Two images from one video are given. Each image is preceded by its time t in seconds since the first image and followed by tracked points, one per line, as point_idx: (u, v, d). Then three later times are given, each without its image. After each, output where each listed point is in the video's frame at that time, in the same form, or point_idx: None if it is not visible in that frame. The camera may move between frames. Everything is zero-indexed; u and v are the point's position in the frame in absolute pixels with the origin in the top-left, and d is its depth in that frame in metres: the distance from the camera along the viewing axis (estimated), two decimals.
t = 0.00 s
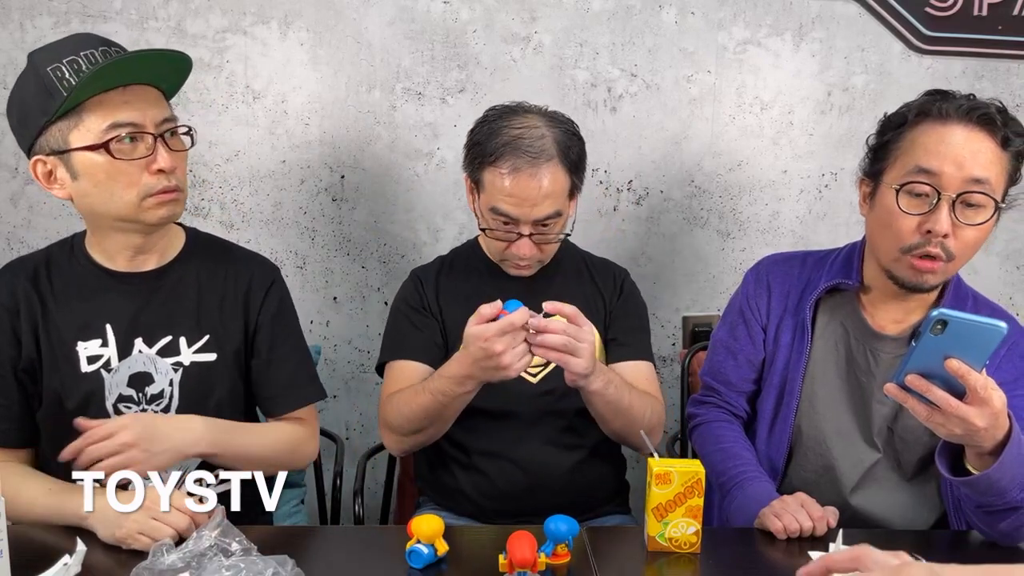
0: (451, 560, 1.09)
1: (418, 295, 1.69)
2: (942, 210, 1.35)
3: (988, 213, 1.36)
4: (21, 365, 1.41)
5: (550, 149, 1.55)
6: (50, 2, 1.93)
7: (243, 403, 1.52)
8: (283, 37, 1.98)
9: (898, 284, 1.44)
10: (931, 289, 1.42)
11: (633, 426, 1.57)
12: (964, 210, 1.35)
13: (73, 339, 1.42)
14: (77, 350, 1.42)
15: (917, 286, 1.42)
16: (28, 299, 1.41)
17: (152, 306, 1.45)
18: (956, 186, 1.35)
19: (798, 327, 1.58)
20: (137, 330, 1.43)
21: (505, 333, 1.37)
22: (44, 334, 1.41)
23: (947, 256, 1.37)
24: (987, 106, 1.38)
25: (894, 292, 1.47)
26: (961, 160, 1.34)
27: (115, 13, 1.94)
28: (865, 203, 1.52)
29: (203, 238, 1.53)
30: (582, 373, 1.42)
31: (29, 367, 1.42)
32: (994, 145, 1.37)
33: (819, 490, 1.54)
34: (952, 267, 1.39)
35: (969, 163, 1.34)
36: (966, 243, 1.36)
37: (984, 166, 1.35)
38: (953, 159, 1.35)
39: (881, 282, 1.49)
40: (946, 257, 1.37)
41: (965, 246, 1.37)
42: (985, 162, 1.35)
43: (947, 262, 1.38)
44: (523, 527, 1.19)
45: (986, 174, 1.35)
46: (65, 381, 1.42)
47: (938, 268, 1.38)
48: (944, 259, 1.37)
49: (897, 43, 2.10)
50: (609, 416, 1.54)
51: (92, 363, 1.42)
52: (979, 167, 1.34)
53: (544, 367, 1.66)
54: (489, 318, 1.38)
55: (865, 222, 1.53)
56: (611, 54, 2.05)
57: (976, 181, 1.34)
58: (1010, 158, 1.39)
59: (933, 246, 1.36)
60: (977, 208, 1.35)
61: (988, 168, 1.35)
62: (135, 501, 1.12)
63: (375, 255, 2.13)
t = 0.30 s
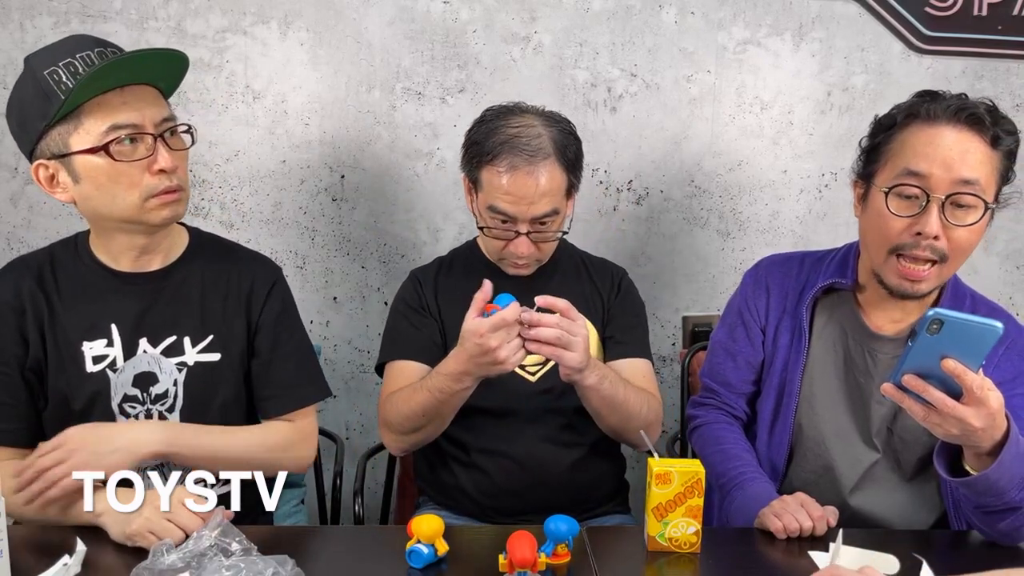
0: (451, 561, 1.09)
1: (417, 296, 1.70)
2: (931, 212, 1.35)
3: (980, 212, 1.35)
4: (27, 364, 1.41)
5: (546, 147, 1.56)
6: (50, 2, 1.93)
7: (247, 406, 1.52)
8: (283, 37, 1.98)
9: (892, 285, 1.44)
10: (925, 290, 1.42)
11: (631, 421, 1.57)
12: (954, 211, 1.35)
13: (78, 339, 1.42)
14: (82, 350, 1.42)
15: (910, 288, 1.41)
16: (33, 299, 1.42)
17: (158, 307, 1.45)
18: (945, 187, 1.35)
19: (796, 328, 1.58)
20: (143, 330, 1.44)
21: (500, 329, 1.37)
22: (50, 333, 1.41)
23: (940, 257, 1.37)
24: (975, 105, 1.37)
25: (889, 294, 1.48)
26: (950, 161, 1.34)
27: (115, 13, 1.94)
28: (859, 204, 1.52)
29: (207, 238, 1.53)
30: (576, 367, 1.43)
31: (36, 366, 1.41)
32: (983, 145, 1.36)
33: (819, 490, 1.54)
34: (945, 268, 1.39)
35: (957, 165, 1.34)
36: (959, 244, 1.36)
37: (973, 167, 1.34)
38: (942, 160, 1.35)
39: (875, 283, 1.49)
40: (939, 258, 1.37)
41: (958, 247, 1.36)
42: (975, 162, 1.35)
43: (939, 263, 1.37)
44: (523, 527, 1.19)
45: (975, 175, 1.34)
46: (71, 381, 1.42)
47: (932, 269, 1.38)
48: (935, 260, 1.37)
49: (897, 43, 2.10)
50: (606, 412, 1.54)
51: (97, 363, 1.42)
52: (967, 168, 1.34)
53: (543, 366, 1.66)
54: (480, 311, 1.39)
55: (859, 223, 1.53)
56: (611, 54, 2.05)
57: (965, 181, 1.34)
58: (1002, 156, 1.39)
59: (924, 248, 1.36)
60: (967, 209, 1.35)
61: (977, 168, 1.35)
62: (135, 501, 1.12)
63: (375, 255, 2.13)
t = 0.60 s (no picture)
0: (451, 561, 1.08)
1: (416, 296, 1.70)
2: (927, 211, 1.35)
3: (976, 210, 1.35)
4: (27, 362, 1.41)
5: (547, 147, 1.55)
6: (50, 2, 1.93)
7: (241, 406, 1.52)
8: (283, 37, 1.98)
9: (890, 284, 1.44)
10: (923, 288, 1.42)
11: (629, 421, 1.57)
12: (951, 208, 1.35)
13: (74, 338, 1.42)
14: (78, 350, 1.42)
15: (907, 286, 1.41)
16: (33, 297, 1.42)
17: (153, 306, 1.45)
18: (942, 185, 1.35)
19: (794, 329, 1.58)
20: (137, 330, 1.43)
21: (494, 336, 1.35)
22: (48, 331, 1.42)
23: (937, 255, 1.37)
24: (972, 104, 1.37)
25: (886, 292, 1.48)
26: (947, 159, 1.34)
27: (115, 13, 1.94)
28: (857, 203, 1.52)
29: (210, 239, 1.53)
30: (574, 359, 1.42)
31: (35, 364, 1.42)
32: (980, 143, 1.36)
33: (819, 490, 1.54)
34: (942, 266, 1.38)
35: (954, 162, 1.34)
36: (957, 241, 1.36)
37: (970, 164, 1.34)
38: (938, 158, 1.35)
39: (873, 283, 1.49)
40: (936, 256, 1.37)
41: (956, 244, 1.36)
42: (971, 159, 1.35)
43: (937, 261, 1.37)
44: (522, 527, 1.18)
45: (972, 172, 1.34)
46: (68, 380, 1.42)
47: (929, 267, 1.38)
48: (933, 258, 1.37)
49: (897, 43, 2.10)
50: (603, 407, 1.54)
51: (94, 363, 1.42)
52: (964, 165, 1.34)
53: (543, 366, 1.66)
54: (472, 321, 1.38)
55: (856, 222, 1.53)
56: (611, 54, 2.05)
57: (961, 179, 1.34)
58: (999, 154, 1.39)
59: (921, 246, 1.36)
60: (964, 207, 1.35)
61: (974, 166, 1.35)
62: (135, 501, 1.12)
63: (375, 255, 2.13)
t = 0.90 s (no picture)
0: (451, 561, 1.08)
1: (414, 296, 1.70)
2: (931, 209, 1.35)
3: (979, 209, 1.36)
4: (25, 362, 1.42)
5: (546, 126, 1.59)
6: (50, 2, 1.93)
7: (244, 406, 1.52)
8: (283, 37, 1.98)
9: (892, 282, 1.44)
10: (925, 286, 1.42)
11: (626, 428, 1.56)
12: (954, 207, 1.35)
13: (75, 338, 1.42)
14: (79, 350, 1.42)
15: (909, 284, 1.41)
16: (32, 297, 1.42)
17: (155, 306, 1.45)
18: (945, 183, 1.35)
19: (792, 329, 1.58)
20: (139, 329, 1.43)
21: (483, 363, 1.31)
22: (48, 332, 1.42)
23: (940, 253, 1.37)
24: (974, 102, 1.37)
25: (887, 291, 1.48)
26: (950, 157, 1.34)
27: (115, 13, 1.94)
28: (858, 202, 1.52)
29: (209, 238, 1.53)
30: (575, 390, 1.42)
31: (34, 364, 1.42)
32: (983, 140, 1.36)
33: (818, 491, 1.54)
34: (945, 265, 1.39)
35: (957, 160, 1.34)
36: (959, 240, 1.36)
37: (972, 162, 1.35)
38: (941, 156, 1.35)
39: (874, 281, 1.49)
40: (938, 255, 1.37)
41: (958, 243, 1.37)
42: (974, 157, 1.35)
43: (939, 259, 1.37)
44: (522, 527, 1.18)
45: (975, 170, 1.34)
46: (68, 381, 1.42)
47: (932, 265, 1.38)
48: (936, 256, 1.37)
49: (897, 43, 2.10)
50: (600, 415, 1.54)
51: (95, 363, 1.42)
52: (967, 163, 1.34)
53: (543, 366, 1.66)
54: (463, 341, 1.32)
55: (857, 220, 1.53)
56: (611, 54, 2.05)
57: (964, 177, 1.34)
58: (1001, 153, 1.39)
59: (924, 244, 1.36)
60: (966, 204, 1.35)
61: (977, 163, 1.35)
62: (135, 501, 1.12)
63: (375, 255, 2.13)
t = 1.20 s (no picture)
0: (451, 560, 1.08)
1: (413, 297, 1.70)
2: (932, 210, 1.35)
3: (980, 211, 1.35)
4: (24, 363, 1.41)
5: (545, 116, 1.60)
6: (50, 2, 1.93)
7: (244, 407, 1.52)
8: (283, 37, 1.98)
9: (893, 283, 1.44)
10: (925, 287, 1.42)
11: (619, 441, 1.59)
12: (955, 209, 1.35)
13: (74, 338, 1.42)
14: (78, 349, 1.42)
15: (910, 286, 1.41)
16: (31, 297, 1.42)
17: (153, 306, 1.45)
18: (946, 185, 1.35)
19: (793, 329, 1.58)
20: (138, 329, 1.43)
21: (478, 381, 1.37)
22: (46, 332, 1.42)
23: (940, 255, 1.36)
24: (977, 103, 1.37)
25: (888, 291, 1.48)
26: (951, 159, 1.34)
27: (115, 13, 1.94)
28: (859, 202, 1.52)
29: (209, 239, 1.53)
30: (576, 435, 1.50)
31: (32, 364, 1.42)
32: (985, 143, 1.36)
33: (818, 490, 1.54)
34: (946, 267, 1.38)
35: (959, 162, 1.34)
36: (959, 242, 1.36)
37: (974, 164, 1.34)
38: (943, 158, 1.35)
39: (875, 281, 1.49)
40: (939, 256, 1.37)
41: (959, 245, 1.36)
42: (975, 160, 1.35)
43: (941, 261, 1.37)
44: (522, 527, 1.18)
45: (976, 173, 1.34)
46: (67, 380, 1.42)
47: (932, 267, 1.38)
48: (937, 258, 1.37)
49: (897, 43, 2.10)
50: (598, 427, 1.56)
51: (93, 362, 1.42)
52: (968, 165, 1.34)
53: (544, 366, 1.65)
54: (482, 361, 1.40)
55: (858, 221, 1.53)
56: (611, 54, 2.05)
57: (965, 179, 1.34)
58: (1003, 154, 1.39)
59: (925, 245, 1.36)
60: (968, 207, 1.35)
61: (978, 166, 1.35)
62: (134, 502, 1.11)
63: (375, 255, 2.12)
